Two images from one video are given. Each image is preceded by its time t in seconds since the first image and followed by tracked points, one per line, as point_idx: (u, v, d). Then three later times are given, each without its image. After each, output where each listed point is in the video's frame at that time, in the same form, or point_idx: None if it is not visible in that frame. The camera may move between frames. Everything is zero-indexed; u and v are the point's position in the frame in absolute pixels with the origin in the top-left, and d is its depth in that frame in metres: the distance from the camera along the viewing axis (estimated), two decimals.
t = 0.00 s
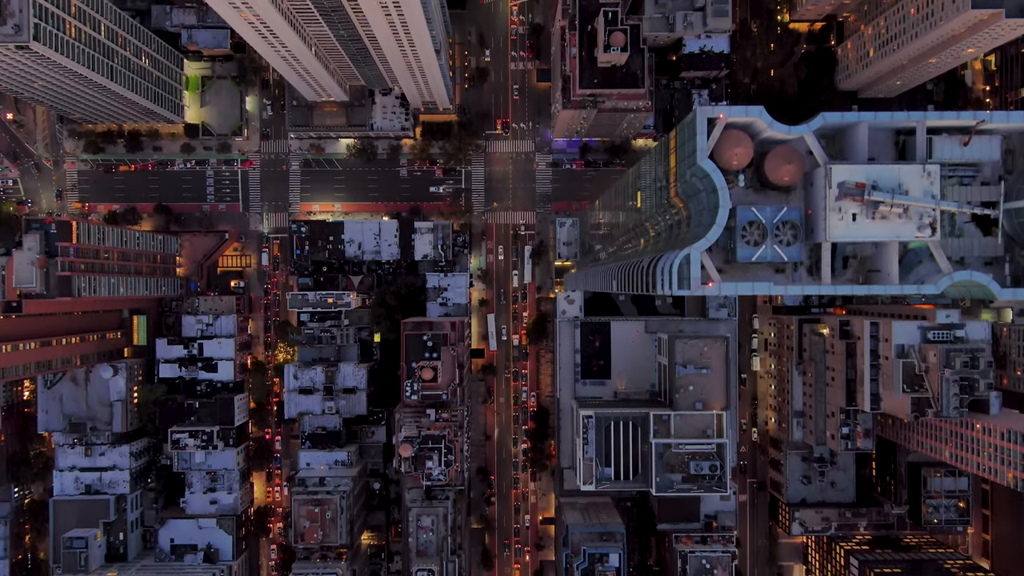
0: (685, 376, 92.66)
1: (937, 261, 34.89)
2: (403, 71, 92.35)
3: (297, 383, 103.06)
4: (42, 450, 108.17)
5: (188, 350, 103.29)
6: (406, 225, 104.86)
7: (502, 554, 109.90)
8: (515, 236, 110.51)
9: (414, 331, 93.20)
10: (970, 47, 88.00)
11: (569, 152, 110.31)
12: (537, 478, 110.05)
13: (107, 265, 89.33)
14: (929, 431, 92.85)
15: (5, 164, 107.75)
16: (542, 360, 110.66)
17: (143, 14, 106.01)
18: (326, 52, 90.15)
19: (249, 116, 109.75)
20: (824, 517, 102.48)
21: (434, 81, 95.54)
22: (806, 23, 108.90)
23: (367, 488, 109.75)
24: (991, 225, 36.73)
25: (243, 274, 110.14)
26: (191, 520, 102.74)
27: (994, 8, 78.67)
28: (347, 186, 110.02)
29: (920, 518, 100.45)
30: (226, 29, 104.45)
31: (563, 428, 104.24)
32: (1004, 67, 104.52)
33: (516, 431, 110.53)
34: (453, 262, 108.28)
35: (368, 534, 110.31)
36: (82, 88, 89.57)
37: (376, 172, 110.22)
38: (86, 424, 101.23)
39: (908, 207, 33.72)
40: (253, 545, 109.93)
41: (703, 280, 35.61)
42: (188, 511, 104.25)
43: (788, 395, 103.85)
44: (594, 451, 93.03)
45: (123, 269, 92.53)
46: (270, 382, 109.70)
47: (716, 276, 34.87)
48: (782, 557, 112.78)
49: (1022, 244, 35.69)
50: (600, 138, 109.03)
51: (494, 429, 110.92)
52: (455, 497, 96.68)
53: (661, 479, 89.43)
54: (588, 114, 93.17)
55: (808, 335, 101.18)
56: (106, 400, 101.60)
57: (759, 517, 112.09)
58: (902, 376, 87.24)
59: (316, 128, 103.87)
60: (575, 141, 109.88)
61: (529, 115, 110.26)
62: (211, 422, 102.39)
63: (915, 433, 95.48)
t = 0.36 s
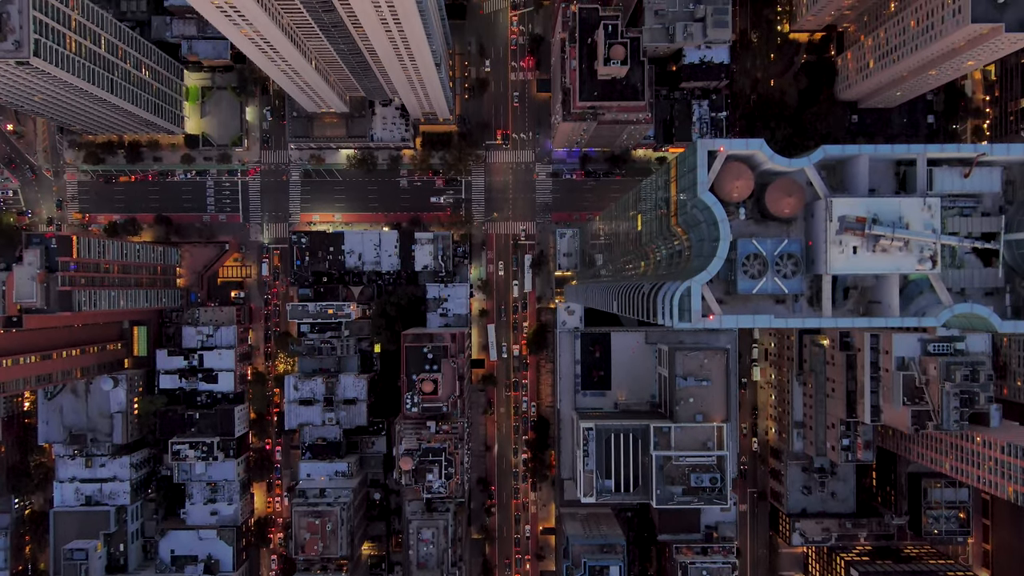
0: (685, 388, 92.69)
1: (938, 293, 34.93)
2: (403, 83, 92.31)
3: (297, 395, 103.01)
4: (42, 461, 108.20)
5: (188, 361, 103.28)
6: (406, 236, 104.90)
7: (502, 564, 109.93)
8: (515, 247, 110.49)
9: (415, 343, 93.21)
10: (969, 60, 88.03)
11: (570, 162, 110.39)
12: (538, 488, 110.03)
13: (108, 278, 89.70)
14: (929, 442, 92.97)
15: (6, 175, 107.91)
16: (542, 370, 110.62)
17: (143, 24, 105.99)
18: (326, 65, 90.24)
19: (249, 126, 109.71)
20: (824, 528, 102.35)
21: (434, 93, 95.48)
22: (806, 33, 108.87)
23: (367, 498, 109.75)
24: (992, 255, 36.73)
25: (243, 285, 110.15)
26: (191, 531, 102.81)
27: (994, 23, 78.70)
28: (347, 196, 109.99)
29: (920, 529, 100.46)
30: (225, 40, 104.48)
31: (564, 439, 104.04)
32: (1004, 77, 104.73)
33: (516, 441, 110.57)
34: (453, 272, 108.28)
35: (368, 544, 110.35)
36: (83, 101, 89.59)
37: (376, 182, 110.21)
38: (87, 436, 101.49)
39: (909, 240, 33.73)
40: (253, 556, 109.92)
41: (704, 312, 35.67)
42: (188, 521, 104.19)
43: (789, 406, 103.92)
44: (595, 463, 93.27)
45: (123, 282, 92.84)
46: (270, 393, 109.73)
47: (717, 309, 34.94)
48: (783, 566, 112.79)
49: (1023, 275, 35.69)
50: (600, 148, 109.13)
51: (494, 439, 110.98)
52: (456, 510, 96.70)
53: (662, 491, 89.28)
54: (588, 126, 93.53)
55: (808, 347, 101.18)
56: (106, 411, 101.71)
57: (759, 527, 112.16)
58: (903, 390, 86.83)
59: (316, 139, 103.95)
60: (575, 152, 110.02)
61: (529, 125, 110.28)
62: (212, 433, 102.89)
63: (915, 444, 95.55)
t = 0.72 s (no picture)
0: (685, 400, 93.19)
1: (939, 324, 34.94)
2: (403, 96, 92.32)
3: (298, 406, 102.94)
4: (43, 472, 108.26)
5: (189, 372, 103.48)
6: (406, 247, 104.97)
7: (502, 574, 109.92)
8: (515, 257, 110.50)
9: (415, 355, 93.17)
10: (969, 73, 88.12)
11: (570, 173, 110.50)
12: (538, 499, 109.99)
13: (109, 291, 90.36)
14: (929, 454, 93.07)
15: (6, 186, 108.10)
16: (542, 381, 110.58)
17: (143, 36, 106.03)
18: (326, 78, 90.37)
19: (249, 137, 109.76)
20: (825, 539, 102.24)
21: (434, 106, 95.49)
22: (806, 43, 108.96)
23: (367, 509, 109.71)
24: (993, 285, 36.70)
25: (243, 295, 110.18)
26: (192, 542, 102.86)
27: (994, 37, 78.59)
28: (348, 207, 109.99)
29: (921, 539, 100.35)
30: (226, 51, 104.53)
31: (564, 450, 104.13)
32: (1003, 87, 104.71)
33: (516, 451, 110.55)
34: (453, 283, 108.26)
35: (369, 554, 110.31)
36: (83, 115, 89.65)
37: (377, 192, 110.21)
38: (87, 448, 101.57)
39: (909, 274, 33.76)
40: (254, 566, 109.82)
41: (705, 344, 35.79)
42: (189, 533, 104.26)
43: (789, 417, 103.90)
44: (596, 475, 93.18)
45: (124, 294, 93.34)
46: (271, 404, 109.89)
47: (717, 342, 35.08)
48: None
49: None
50: (600, 158, 109.19)
51: (494, 449, 110.95)
52: (456, 522, 96.69)
53: (662, 504, 89.19)
54: (588, 138, 93.71)
55: (809, 358, 101.15)
56: (107, 423, 101.99)
57: (760, 537, 112.16)
58: (903, 402, 86.21)
59: (316, 150, 103.91)
60: (575, 162, 110.11)
61: (529, 135, 110.31)
62: (212, 445, 102.36)
63: (916, 456, 95.62)
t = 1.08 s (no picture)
0: (685, 413, 93.42)
1: (940, 356, 35.03)
2: (403, 108, 92.39)
3: (298, 417, 102.57)
4: (43, 482, 108.24)
5: (189, 384, 103.44)
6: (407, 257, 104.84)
7: None
8: (515, 267, 110.50)
9: (415, 367, 93.07)
10: (970, 86, 88.09)
11: (570, 183, 110.53)
12: (539, 509, 109.92)
13: (111, 304, 90.94)
14: (929, 466, 93.19)
15: (6, 197, 108.24)
16: (542, 391, 110.57)
17: (143, 47, 106.05)
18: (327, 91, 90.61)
19: (249, 147, 109.79)
20: (826, 549, 102.07)
21: (434, 118, 95.52)
22: (806, 53, 109.07)
23: (368, 519, 109.65)
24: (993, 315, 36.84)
25: (243, 306, 110.32)
26: (193, 554, 103.09)
27: (994, 51, 78.17)
28: (348, 217, 109.96)
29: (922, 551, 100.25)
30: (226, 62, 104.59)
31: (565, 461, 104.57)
32: (1003, 97, 104.83)
33: (516, 462, 110.57)
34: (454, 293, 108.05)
35: (369, 564, 110.30)
36: (83, 128, 89.69)
37: (377, 203, 110.23)
38: (87, 459, 101.64)
39: (910, 307, 33.87)
40: None
41: (706, 376, 35.87)
42: (189, 544, 104.43)
43: (790, 428, 103.87)
44: (596, 487, 93.04)
45: (124, 307, 93.44)
46: (271, 415, 109.86)
47: (718, 374, 35.19)
48: None
49: None
50: (600, 169, 109.31)
51: (494, 460, 110.89)
52: (456, 534, 96.60)
53: (663, 516, 88.76)
54: (588, 150, 93.78)
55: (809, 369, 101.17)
56: (108, 434, 101.90)
57: (761, 547, 112.18)
58: (904, 415, 84.53)
59: (316, 161, 104.07)
60: (575, 172, 110.28)
61: (529, 145, 110.36)
62: (213, 455, 102.10)
63: (916, 468, 95.74)
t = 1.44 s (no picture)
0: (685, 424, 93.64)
1: (940, 385, 35.01)
2: (403, 120, 92.53)
3: (298, 427, 102.43)
4: (43, 492, 108.20)
5: (189, 395, 103.30)
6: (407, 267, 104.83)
7: None
8: (515, 276, 110.50)
9: (415, 378, 92.95)
10: (970, 97, 87.95)
11: (570, 193, 110.57)
12: (539, 518, 109.90)
13: (111, 317, 90.94)
14: (929, 477, 93.32)
15: (6, 207, 108.30)
16: (542, 400, 110.57)
17: (143, 56, 106.00)
18: (327, 103, 90.77)
19: (249, 156, 109.78)
20: (826, 559, 102.04)
21: (434, 129, 95.61)
22: (806, 63, 109.12)
23: (368, 528, 109.64)
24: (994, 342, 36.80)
25: (243, 315, 110.39)
26: (194, 564, 102.86)
27: (994, 64, 77.96)
28: (347, 226, 109.94)
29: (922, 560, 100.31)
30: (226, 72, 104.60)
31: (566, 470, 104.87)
32: (1003, 107, 104.88)
33: (516, 471, 110.60)
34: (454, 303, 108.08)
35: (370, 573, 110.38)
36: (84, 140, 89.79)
37: (377, 212, 110.24)
38: (88, 470, 101.72)
39: (910, 337, 33.88)
40: None
41: (707, 406, 35.92)
42: (189, 554, 104.34)
43: (790, 437, 103.88)
44: (597, 499, 93.01)
45: (124, 319, 93.35)
46: (272, 425, 109.89)
47: (719, 404, 35.26)
48: None
49: None
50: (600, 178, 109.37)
51: (495, 469, 110.91)
52: (457, 544, 96.68)
53: (663, 527, 88.29)
54: (589, 160, 93.83)
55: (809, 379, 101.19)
56: (108, 445, 102.03)
57: (761, 556, 112.25)
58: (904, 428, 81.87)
59: (316, 172, 104.17)
60: (575, 181, 110.30)
61: (529, 155, 110.38)
62: (213, 465, 102.08)
63: (916, 478, 95.97)
